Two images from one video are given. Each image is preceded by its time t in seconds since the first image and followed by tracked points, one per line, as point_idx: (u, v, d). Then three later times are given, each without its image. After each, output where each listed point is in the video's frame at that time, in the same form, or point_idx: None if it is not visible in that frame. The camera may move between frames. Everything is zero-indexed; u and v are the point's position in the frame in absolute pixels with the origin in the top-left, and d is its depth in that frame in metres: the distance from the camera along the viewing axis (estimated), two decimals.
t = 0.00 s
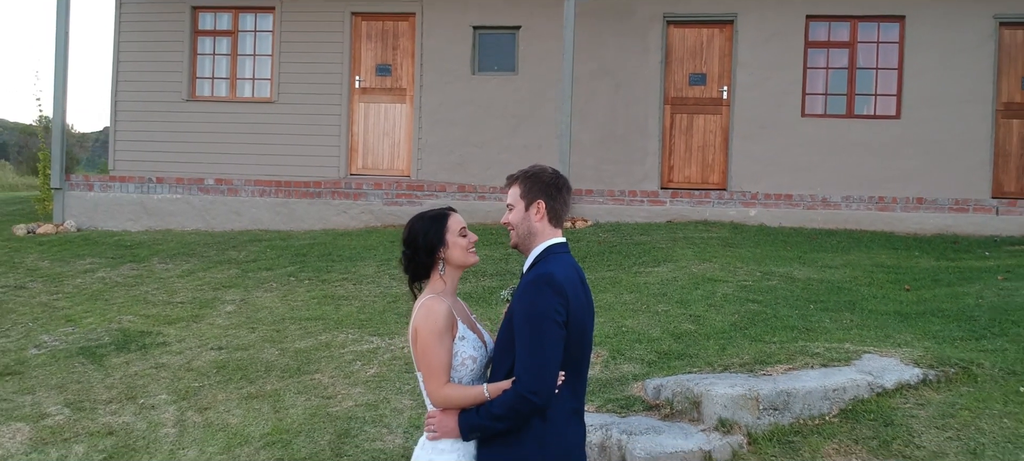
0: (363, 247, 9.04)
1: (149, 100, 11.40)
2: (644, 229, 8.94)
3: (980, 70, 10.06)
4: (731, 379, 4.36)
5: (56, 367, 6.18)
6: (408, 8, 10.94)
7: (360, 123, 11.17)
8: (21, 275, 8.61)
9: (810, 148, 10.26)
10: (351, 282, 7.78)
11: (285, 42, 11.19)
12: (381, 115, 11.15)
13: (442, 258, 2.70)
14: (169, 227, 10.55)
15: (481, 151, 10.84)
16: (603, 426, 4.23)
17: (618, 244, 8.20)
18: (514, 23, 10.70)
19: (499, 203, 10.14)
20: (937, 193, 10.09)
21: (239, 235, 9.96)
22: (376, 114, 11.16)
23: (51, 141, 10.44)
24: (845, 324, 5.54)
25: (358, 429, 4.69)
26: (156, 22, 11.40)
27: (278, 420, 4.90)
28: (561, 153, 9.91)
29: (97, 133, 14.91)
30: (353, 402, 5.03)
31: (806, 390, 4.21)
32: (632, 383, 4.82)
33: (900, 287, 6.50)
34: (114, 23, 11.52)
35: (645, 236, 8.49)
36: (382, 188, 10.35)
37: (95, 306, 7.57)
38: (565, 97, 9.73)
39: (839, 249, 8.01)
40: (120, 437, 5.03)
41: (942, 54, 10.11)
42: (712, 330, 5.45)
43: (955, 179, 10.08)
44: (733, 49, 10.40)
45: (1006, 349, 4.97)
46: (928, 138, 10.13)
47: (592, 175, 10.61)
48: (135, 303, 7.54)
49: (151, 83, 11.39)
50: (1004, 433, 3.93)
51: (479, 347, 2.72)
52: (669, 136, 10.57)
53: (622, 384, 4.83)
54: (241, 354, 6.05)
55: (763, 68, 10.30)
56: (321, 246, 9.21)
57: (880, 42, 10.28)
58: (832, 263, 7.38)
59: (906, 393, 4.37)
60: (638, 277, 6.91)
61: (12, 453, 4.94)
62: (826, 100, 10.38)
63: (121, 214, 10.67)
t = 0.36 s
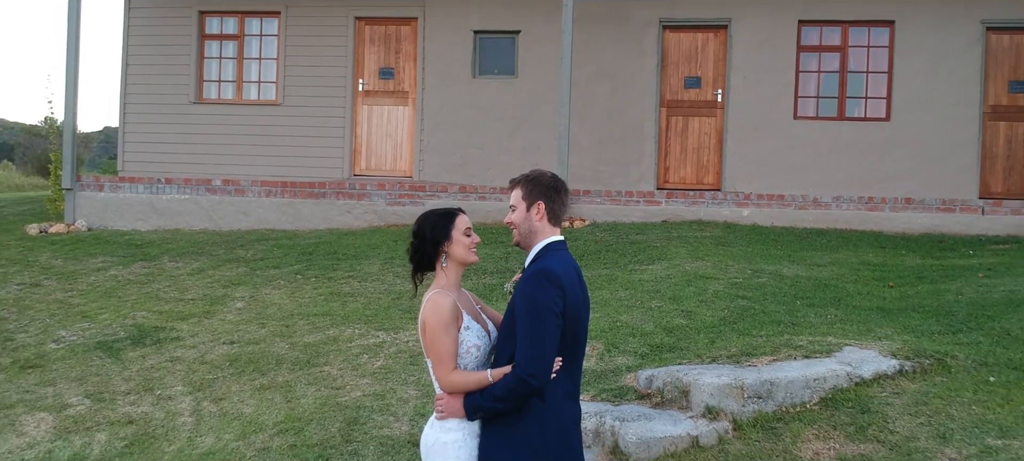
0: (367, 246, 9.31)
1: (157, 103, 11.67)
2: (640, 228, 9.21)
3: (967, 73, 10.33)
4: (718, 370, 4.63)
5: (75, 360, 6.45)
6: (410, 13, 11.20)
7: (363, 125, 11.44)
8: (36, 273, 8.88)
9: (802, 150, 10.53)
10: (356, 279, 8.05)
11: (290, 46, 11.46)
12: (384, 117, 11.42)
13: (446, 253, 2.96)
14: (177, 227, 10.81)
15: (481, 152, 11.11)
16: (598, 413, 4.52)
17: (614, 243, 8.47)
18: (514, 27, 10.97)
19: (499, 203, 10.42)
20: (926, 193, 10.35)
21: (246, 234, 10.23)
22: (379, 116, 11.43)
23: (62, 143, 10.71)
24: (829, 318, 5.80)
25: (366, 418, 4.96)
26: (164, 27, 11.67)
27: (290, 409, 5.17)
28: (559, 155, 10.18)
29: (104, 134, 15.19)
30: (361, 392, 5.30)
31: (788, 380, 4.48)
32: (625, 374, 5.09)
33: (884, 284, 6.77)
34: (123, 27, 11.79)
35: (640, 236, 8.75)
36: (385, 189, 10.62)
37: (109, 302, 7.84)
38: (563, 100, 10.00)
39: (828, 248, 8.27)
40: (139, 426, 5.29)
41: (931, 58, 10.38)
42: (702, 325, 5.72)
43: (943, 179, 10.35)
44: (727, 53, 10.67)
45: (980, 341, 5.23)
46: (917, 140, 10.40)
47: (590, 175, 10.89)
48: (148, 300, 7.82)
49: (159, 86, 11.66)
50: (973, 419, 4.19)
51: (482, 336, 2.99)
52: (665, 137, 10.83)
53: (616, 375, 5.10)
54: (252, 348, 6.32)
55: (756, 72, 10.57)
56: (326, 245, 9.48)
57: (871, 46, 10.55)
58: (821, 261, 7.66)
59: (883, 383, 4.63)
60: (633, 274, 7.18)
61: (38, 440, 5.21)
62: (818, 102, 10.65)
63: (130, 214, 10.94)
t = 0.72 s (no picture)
0: (372, 245, 9.66)
1: (167, 106, 12.00)
2: (635, 228, 9.55)
3: (952, 78, 10.67)
4: (703, 359, 4.99)
5: (96, 353, 6.79)
6: (413, 19, 11.55)
7: (367, 127, 11.79)
8: (53, 271, 9.23)
9: (793, 152, 10.87)
10: (362, 277, 8.39)
11: (296, 50, 11.79)
12: (387, 120, 11.76)
13: (455, 248, 3.30)
14: (187, 227, 11.15)
15: (482, 154, 11.45)
16: (591, 400, 4.86)
17: (610, 242, 8.81)
18: (513, 33, 11.32)
19: (499, 203, 10.76)
20: (913, 193, 10.69)
21: (254, 233, 10.57)
22: (382, 119, 11.77)
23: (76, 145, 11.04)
24: (810, 312, 6.15)
25: (375, 405, 5.30)
26: (173, 32, 12.01)
27: (303, 397, 5.51)
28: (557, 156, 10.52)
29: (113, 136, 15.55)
30: (370, 381, 5.64)
31: (768, 368, 4.82)
32: (617, 364, 5.43)
33: (866, 281, 7.12)
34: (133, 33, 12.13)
35: (635, 235, 9.10)
36: (389, 190, 10.96)
37: (125, 299, 8.18)
38: (561, 103, 10.34)
39: (815, 247, 8.62)
40: (161, 413, 5.62)
41: (917, 63, 10.72)
42: (691, 319, 6.07)
43: (928, 180, 10.69)
44: (720, 58, 11.01)
45: (951, 333, 5.58)
46: (904, 142, 10.74)
47: (587, 176, 11.24)
48: (163, 296, 8.16)
49: (169, 90, 12.00)
50: (936, 403, 4.53)
51: (488, 324, 3.32)
52: (660, 140, 11.17)
53: (609, 365, 5.44)
54: (265, 341, 6.66)
55: (748, 76, 10.91)
56: (332, 244, 9.82)
57: (859, 51, 10.89)
58: (807, 259, 8.01)
59: (857, 371, 4.96)
60: (627, 271, 7.52)
61: (67, 426, 5.55)
62: (808, 106, 10.99)
63: (141, 214, 11.27)
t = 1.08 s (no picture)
0: (376, 244, 10.04)
1: (176, 109, 12.38)
2: (629, 228, 9.94)
3: (936, 83, 11.06)
4: (687, 350, 5.38)
5: (117, 347, 7.17)
6: (415, 26, 11.93)
7: (371, 130, 12.18)
8: (71, 269, 9.62)
9: (782, 154, 11.26)
10: (367, 275, 8.78)
11: (301, 56, 12.18)
12: (390, 123, 12.15)
13: (461, 244, 3.68)
14: (197, 227, 11.53)
15: (482, 157, 11.83)
16: (583, 387, 5.26)
17: (604, 242, 9.20)
18: (512, 39, 11.71)
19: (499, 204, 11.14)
20: (898, 194, 11.07)
21: (262, 233, 10.96)
22: (385, 122, 12.16)
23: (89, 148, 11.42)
24: (791, 307, 6.54)
25: (383, 393, 5.69)
26: (182, 38, 12.39)
27: (315, 386, 5.90)
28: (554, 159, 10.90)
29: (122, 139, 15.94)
30: (377, 372, 6.03)
31: (746, 358, 5.20)
32: (608, 355, 5.82)
33: (846, 278, 7.50)
34: (143, 39, 12.51)
35: (629, 235, 9.48)
36: (392, 191, 11.34)
37: (141, 295, 8.57)
38: (558, 108, 10.71)
39: (801, 246, 9.00)
40: (182, 401, 6.00)
41: (902, 69, 11.10)
42: (678, 313, 6.46)
43: (913, 182, 11.09)
44: (711, 64, 11.40)
45: (920, 326, 5.96)
46: (889, 145, 11.11)
47: (583, 178, 11.62)
48: (178, 293, 8.54)
49: (178, 94, 12.38)
50: (901, 390, 4.91)
51: (488, 315, 3.70)
52: (654, 143, 11.54)
53: (600, 357, 5.82)
54: (277, 335, 7.04)
55: (739, 81, 11.30)
56: (338, 243, 10.20)
57: (846, 57, 11.28)
58: (792, 258, 8.39)
59: (830, 361, 5.34)
60: (620, 269, 7.91)
61: (94, 413, 5.94)
62: (797, 110, 11.37)
63: (152, 215, 11.65)
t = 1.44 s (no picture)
0: (378, 244, 10.47)
1: (185, 114, 12.80)
2: (621, 228, 10.37)
3: (917, 88, 11.48)
4: (668, 341, 5.82)
5: (134, 340, 7.59)
6: (415, 33, 12.36)
7: (372, 134, 12.60)
8: (86, 268, 10.05)
9: (769, 157, 11.68)
10: (370, 272, 9.21)
11: (305, 62, 12.60)
12: (392, 127, 12.57)
13: (457, 243, 4.10)
14: (205, 227, 11.96)
15: (480, 159, 12.26)
16: (571, 376, 5.70)
17: (597, 241, 9.62)
18: (509, 46, 12.14)
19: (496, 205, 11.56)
20: (881, 195, 11.50)
21: (268, 233, 11.38)
22: (386, 126, 12.58)
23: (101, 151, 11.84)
24: (769, 302, 6.97)
25: (386, 381, 6.11)
26: (190, 45, 12.81)
27: (323, 375, 6.32)
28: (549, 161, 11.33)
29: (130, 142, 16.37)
30: (380, 362, 6.45)
31: (723, 348, 5.61)
32: (596, 347, 6.24)
33: (824, 275, 7.93)
34: (153, 45, 12.94)
35: (620, 234, 9.91)
36: (393, 192, 11.75)
37: (154, 292, 8.99)
38: (553, 112, 11.13)
39: (784, 245, 9.42)
40: (198, 390, 6.42)
41: (885, 75, 11.52)
42: (663, 308, 6.89)
43: (895, 184, 11.49)
44: (701, 70, 11.82)
45: (888, 319, 6.39)
46: (872, 148, 11.54)
47: (578, 179, 12.04)
48: (189, 290, 8.97)
49: (186, 99, 12.80)
50: (864, 377, 5.33)
51: (481, 306, 4.13)
52: (646, 146, 11.97)
53: (589, 348, 6.25)
54: (286, 329, 7.47)
55: (727, 86, 11.72)
56: (341, 243, 10.63)
57: (831, 63, 11.71)
58: (775, 256, 8.82)
59: (801, 351, 5.76)
60: (610, 267, 8.34)
61: (117, 401, 6.36)
62: (784, 114, 11.79)
63: (162, 215, 12.07)
